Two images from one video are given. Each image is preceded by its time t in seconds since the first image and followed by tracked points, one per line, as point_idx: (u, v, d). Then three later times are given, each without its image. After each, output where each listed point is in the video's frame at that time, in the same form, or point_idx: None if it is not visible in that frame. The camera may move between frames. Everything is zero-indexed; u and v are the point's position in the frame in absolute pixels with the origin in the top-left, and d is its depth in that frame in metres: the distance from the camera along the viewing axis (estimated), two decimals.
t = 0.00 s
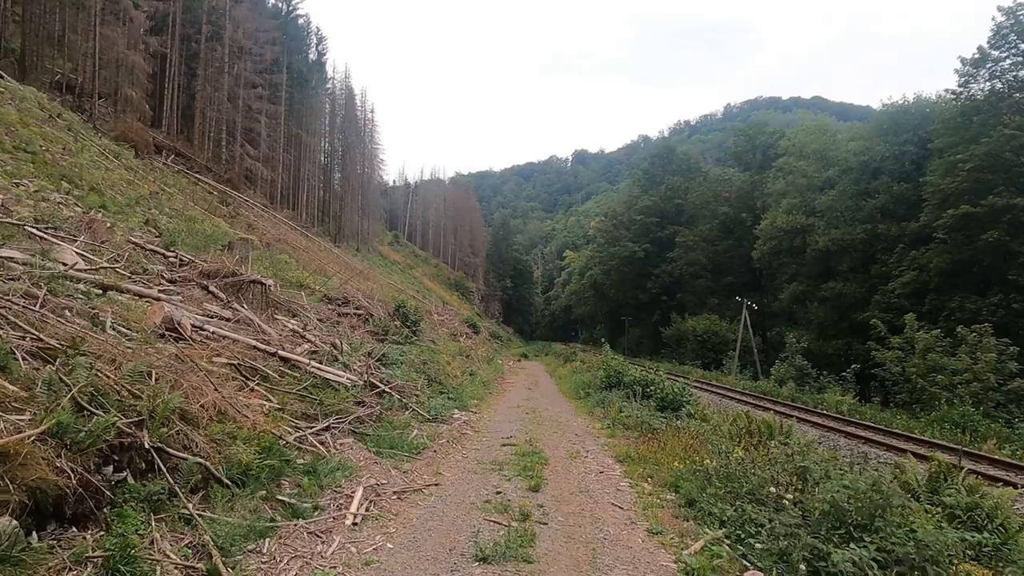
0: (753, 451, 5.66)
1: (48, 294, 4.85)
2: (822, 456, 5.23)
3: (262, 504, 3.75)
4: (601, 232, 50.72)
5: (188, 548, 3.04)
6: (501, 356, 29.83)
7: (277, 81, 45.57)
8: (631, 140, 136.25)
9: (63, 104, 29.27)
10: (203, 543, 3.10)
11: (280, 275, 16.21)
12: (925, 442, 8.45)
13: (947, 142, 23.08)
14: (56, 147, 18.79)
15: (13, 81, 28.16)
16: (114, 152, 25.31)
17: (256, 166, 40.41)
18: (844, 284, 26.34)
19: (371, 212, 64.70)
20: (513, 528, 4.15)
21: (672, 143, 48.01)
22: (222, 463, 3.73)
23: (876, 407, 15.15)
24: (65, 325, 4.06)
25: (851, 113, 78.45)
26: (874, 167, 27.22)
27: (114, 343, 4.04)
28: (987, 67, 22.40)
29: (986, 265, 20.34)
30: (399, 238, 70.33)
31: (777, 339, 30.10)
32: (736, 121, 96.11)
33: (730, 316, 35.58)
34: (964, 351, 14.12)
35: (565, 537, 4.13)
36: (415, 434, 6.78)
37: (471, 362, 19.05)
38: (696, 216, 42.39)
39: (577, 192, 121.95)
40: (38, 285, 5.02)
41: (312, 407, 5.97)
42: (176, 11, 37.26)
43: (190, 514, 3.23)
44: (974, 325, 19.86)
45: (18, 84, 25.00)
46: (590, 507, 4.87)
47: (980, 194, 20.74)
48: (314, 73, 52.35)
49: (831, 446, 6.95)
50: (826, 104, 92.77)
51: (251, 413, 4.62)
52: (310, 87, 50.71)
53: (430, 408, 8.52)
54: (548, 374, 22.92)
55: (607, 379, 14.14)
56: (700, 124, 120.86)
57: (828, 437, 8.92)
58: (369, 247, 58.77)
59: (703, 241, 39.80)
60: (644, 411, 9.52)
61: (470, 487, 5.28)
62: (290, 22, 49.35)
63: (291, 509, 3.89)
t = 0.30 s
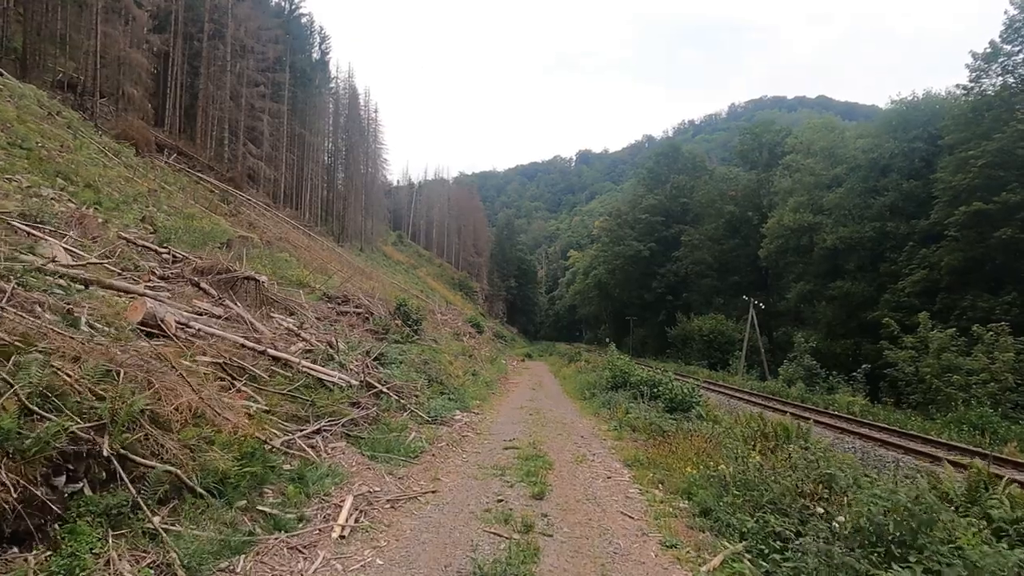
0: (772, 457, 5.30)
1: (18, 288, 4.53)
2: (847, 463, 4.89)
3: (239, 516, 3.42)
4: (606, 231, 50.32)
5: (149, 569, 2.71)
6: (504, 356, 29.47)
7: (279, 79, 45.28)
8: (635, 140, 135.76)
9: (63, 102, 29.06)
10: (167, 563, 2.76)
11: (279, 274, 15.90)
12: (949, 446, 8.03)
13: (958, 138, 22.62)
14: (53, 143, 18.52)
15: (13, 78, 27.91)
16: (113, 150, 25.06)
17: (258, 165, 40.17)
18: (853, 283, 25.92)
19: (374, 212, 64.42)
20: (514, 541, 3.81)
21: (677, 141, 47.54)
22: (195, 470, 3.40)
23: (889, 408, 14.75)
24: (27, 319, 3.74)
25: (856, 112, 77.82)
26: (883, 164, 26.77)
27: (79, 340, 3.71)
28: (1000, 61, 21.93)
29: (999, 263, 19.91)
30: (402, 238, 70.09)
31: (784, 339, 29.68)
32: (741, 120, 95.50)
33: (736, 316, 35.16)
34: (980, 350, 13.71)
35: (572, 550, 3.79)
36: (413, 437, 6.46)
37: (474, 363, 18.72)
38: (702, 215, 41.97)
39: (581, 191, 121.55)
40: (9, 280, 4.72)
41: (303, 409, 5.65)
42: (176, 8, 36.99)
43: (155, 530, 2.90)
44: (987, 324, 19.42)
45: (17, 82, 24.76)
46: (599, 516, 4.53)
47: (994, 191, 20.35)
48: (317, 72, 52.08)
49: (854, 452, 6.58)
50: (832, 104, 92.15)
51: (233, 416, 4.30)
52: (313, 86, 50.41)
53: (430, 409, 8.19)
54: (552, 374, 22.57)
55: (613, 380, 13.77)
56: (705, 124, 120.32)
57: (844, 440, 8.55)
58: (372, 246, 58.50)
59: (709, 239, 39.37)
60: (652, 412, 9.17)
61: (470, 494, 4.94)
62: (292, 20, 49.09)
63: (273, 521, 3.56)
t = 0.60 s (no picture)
0: (790, 467, 4.96)
1: None
2: (873, 476, 4.54)
3: (209, 537, 3.10)
4: (610, 232, 49.94)
5: None
6: (508, 357, 29.17)
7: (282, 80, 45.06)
8: (640, 140, 135.29)
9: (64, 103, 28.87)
10: None
11: (278, 275, 15.59)
12: (974, 455, 7.63)
13: (970, 135, 22.18)
14: (51, 143, 18.28)
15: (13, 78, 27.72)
16: (113, 150, 24.83)
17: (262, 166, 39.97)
18: (862, 283, 25.50)
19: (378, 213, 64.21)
20: (514, 562, 3.49)
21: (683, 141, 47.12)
22: (160, 486, 3.09)
23: (902, 411, 14.35)
24: None
25: (862, 111, 77.22)
26: (892, 162, 26.30)
27: (37, 344, 3.40)
28: (1013, 56, 21.48)
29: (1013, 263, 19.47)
30: (406, 239, 69.86)
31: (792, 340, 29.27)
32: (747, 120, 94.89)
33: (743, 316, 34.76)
34: (997, 351, 13.30)
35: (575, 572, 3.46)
36: (409, 444, 6.13)
37: (477, 364, 18.39)
38: (708, 215, 41.53)
39: (586, 192, 121.14)
40: None
41: (292, 415, 5.33)
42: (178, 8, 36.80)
43: (106, 556, 2.58)
44: (1001, 325, 18.99)
45: (17, 82, 24.59)
46: (605, 533, 4.20)
47: (1008, 188, 19.95)
48: (320, 73, 51.85)
49: (875, 461, 6.22)
50: (839, 103, 91.46)
51: (211, 424, 3.98)
52: (317, 86, 50.18)
53: (431, 414, 7.86)
54: (557, 375, 22.23)
55: (619, 382, 13.41)
56: (710, 124, 119.80)
57: (861, 446, 8.18)
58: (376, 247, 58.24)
59: (715, 239, 38.96)
60: (661, 417, 8.82)
61: (467, 508, 4.61)
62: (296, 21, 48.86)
63: (247, 541, 3.24)
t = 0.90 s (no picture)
0: (807, 476, 4.64)
1: None
2: (898, 486, 4.21)
3: (165, 558, 2.78)
4: (613, 231, 49.59)
5: None
6: (511, 357, 28.84)
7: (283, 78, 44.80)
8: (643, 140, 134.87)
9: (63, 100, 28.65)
10: None
11: (275, 273, 15.30)
12: (992, 460, 7.29)
13: (980, 131, 21.80)
14: (46, 140, 18.00)
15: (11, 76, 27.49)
16: (111, 148, 24.57)
17: (263, 165, 39.74)
18: (869, 282, 25.11)
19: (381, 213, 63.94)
20: None
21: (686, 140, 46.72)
22: (111, 500, 2.77)
23: (913, 413, 13.99)
24: None
25: (866, 111, 76.74)
26: (899, 160, 25.91)
27: None
28: None
29: None
30: (409, 239, 69.61)
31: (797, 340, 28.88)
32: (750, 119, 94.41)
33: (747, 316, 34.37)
34: (1011, 352, 12.94)
35: None
36: (401, 449, 5.82)
37: (478, 365, 18.07)
38: (712, 214, 41.15)
39: (589, 192, 120.77)
40: None
41: (275, 420, 5.02)
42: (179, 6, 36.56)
43: None
44: (1012, 325, 18.59)
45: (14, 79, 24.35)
46: (608, 548, 3.88)
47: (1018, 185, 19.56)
48: (322, 72, 51.60)
49: (892, 468, 5.88)
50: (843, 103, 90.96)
51: (179, 430, 3.68)
52: (318, 85, 49.92)
53: (426, 417, 7.55)
54: (559, 376, 21.89)
55: (622, 383, 13.08)
56: (713, 123, 119.40)
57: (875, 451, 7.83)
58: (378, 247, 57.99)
59: (719, 239, 38.58)
60: (667, 420, 8.50)
61: (459, 520, 4.29)
62: (298, 19, 48.62)
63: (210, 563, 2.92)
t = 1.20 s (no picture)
0: (830, 486, 4.31)
1: None
2: (932, 498, 3.86)
3: None
4: (616, 232, 49.22)
5: None
6: (513, 358, 28.53)
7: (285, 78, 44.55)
8: (646, 141, 134.49)
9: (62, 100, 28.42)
10: None
11: (271, 273, 14.99)
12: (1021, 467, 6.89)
13: (989, 128, 21.41)
14: (41, 139, 17.75)
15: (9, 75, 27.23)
16: (109, 148, 24.32)
17: (264, 165, 39.50)
18: (876, 282, 24.72)
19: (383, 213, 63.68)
20: None
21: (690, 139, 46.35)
22: (57, 521, 2.45)
23: (927, 415, 13.62)
24: None
25: (871, 111, 76.24)
26: (906, 158, 25.49)
27: None
28: None
29: None
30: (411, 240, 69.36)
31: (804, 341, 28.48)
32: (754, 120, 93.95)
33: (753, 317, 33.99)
34: None
35: None
36: (395, 456, 5.49)
37: (480, 366, 17.76)
38: (716, 214, 40.77)
39: (592, 193, 120.42)
40: None
41: (259, 426, 4.70)
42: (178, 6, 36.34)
43: None
44: None
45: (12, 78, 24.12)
46: (616, 566, 3.56)
47: None
48: (324, 72, 51.36)
49: (918, 476, 5.52)
50: (846, 103, 90.58)
51: (148, 438, 3.35)
52: (320, 86, 49.67)
53: (423, 421, 7.21)
54: (563, 378, 21.55)
55: (627, 385, 12.73)
56: (717, 124, 119.03)
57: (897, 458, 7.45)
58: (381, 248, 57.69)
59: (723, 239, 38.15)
60: (675, 424, 8.15)
61: (454, 533, 3.97)
62: (299, 20, 48.36)
63: None
